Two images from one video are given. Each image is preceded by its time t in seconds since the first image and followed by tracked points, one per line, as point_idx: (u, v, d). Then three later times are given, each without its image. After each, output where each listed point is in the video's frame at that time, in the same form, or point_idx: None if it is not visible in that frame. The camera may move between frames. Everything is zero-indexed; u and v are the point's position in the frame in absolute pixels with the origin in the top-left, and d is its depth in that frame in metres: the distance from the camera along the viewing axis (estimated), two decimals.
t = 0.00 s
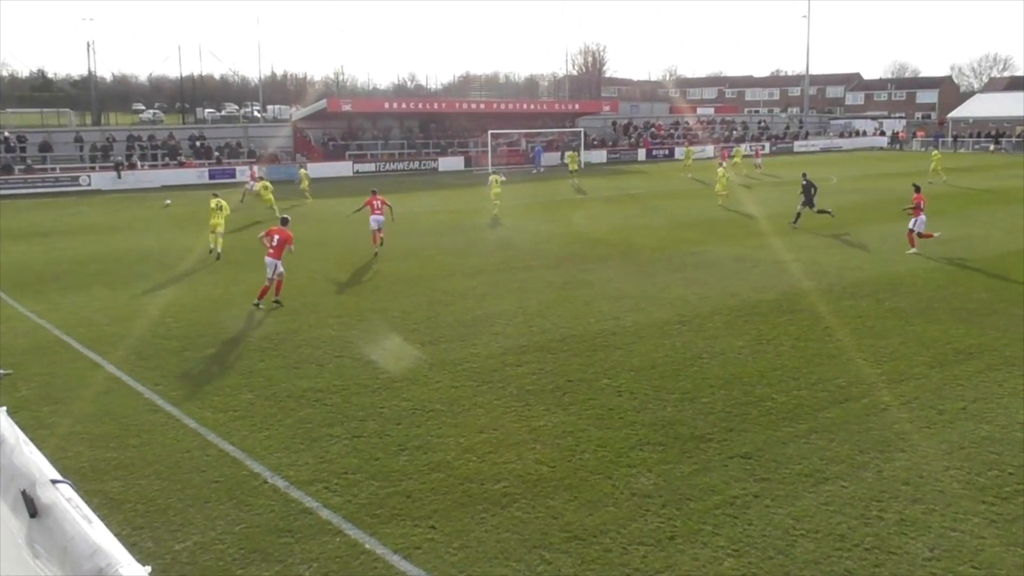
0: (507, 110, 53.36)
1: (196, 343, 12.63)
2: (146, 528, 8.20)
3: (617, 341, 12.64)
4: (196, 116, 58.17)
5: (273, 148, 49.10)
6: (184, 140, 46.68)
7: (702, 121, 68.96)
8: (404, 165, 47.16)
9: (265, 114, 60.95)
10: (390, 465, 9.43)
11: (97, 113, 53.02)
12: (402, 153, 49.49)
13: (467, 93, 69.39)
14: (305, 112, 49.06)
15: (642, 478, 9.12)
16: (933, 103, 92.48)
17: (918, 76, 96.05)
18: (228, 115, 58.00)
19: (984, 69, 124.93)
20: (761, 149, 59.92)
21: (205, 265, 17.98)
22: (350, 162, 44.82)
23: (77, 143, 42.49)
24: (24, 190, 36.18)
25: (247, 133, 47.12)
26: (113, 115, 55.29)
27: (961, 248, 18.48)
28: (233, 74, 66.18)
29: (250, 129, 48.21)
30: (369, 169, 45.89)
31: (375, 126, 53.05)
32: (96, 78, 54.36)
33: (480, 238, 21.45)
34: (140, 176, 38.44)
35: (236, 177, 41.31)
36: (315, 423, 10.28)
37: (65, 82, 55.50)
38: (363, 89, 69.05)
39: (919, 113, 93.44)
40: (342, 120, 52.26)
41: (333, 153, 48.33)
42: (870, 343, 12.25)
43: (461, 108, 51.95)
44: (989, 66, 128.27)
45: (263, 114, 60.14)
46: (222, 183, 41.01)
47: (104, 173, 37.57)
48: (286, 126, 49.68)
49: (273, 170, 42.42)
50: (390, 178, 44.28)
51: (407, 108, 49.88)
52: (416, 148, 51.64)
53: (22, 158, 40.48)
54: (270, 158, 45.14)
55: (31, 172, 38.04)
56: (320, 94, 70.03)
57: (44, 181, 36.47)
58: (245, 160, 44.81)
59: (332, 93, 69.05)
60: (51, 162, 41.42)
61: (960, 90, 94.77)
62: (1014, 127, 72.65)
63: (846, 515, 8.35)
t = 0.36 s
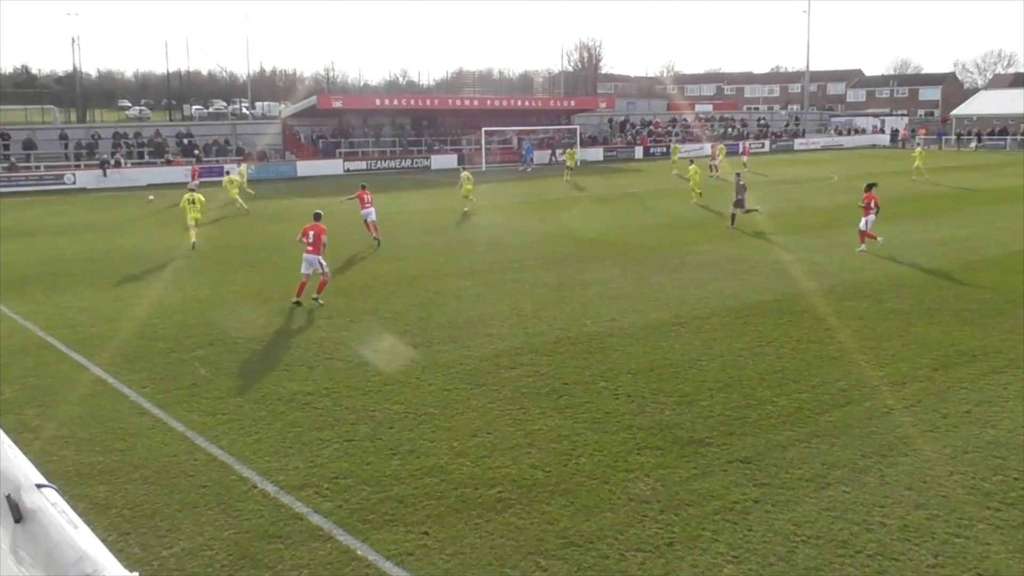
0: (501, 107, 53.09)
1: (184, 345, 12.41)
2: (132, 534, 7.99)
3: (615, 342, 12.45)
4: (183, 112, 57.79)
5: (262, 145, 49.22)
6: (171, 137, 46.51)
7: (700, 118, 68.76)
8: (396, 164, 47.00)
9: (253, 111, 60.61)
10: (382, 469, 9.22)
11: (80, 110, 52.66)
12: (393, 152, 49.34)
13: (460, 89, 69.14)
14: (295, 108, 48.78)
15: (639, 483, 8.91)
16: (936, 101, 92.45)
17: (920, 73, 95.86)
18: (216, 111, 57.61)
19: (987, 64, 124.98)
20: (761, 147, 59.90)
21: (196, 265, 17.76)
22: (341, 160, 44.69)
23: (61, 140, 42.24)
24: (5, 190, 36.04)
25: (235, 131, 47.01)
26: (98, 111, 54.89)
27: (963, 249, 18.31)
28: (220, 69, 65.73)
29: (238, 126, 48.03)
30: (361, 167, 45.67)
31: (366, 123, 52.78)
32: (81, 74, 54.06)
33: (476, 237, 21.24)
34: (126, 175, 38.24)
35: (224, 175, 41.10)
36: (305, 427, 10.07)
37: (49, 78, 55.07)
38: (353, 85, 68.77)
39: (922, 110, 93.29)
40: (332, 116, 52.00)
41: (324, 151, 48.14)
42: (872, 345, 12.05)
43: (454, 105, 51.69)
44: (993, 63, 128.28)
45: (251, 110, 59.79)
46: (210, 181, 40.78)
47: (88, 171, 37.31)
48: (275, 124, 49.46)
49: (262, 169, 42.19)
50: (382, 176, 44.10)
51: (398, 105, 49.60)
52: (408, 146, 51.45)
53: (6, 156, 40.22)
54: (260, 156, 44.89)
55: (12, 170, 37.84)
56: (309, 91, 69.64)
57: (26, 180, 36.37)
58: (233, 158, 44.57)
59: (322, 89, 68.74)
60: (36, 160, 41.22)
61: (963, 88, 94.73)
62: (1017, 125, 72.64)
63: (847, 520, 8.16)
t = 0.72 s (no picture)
0: (513, 104, 52.67)
1: (191, 347, 12.23)
2: (139, 540, 7.81)
3: (630, 345, 12.20)
4: (190, 109, 57.70)
5: (269, 143, 49.19)
6: (177, 135, 46.48)
7: (718, 115, 68.31)
8: (406, 162, 46.80)
9: (261, 108, 60.52)
10: (392, 475, 9.01)
11: (86, 108, 52.59)
12: (403, 150, 49.10)
13: (473, 86, 68.87)
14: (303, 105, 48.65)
15: (655, 490, 8.67)
16: (962, 97, 91.50)
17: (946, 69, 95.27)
18: (223, 109, 57.49)
19: (1013, 61, 123.69)
20: (782, 145, 59.44)
21: (204, 265, 17.60)
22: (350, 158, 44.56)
23: (64, 138, 42.21)
24: (8, 188, 35.97)
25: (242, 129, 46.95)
26: (102, 109, 54.78)
27: (987, 250, 17.95)
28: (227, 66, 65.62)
29: (245, 124, 47.96)
30: (371, 166, 45.44)
31: (377, 121, 52.56)
32: (86, 71, 54.03)
33: (487, 238, 21.01)
34: (132, 173, 38.19)
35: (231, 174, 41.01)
36: (313, 431, 9.86)
37: (53, 76, 55.05)
38: (363, 82, 68.59)
39: (946, 107, 92.44)
40: (342, 113, 51.78)
41: (333, 149, 47.99)
42: (894, 349, 11.77)
43: (465, 102, 51.34)
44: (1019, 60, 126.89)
45: (259, 107, 59.68)
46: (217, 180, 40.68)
47: (93, 170, 37.27)
48: (282, 121, 49.34)
49: (270, 168, 42.07)
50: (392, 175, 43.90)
51: (408, 102, 49.29)
52: (419, 144, 51.19)
53: (8, 154, 40.15)
54: (267, 155, 44.77)
55: (16, 169, 37.78)
56: (319, 87, 69.49)
57: (31, 179, 36.32)
58: (240, 156, 44.47)
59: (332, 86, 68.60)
60: (40, 158, 41.22)
61: (989, 84, 93.67)
62: None
63: (870, 529, 7.89)
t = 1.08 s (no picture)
0: (526, 104, 52.44)
1: (199, 352, 12.05)
2: (145, 548, 7.62)
3: (646, 351, 11.96)
4: (197, 109, 57.68)
5: (278, 143, 49.14)
6: (184, 136, 46.46)
7: (738, 115, 68.03)
8: (418, 163, 46.67)
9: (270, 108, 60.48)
10: (403, 483, 8.80)
11: (92, 108, 52.62)
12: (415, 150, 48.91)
13: (486, 85, 68.65)
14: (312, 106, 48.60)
15: (673, 500, 8.43)
16: (990, 97, 90.58)
17: (973, 67, 94.39)
18: (231, 109, 57.43)
19: None
20: (802, 146, 59.17)
21: (213, 269, 17.45)
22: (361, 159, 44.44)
23: (70, 139, 42.20)
24: (14, 190, 35.96)
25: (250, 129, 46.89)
26: (109, 109, 54.82)
27: (1012, 255, 17.61)
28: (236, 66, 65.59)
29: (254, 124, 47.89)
30: (382, 167, 45.22)
31: (388, 121, 52.42)
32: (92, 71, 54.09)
33: (499, 241, 20.80)
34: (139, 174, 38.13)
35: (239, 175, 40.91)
36: (323, 438, 9.66)
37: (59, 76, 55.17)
38: (374, 82, 68.48)
39: (973, 107, 91.59)
40: (352, 114, 51.67)
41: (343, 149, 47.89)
42: (918, 356, 11.50)
43: (477, 102, 51.12)
44: None
45: (268, 107, 59.63)
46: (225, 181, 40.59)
47: (100, 171, 37.25)
48: (291, 121, 49.27)
49: (278, 169, 41.97)
50: (403, 176, 43.76)
51: (419, 102, 49.11)
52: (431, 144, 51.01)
53: (13, 154, 40.16)
54: (276, 155, 44.67)
55: (21, 170, 37.79)
56: (328, 86, 69.45)
57: (37, 180, 36.28)
58: (248, 157, 44.41)
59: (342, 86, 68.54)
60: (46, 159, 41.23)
61: (1017, 83, 92.70)
62: None
63: (895, 542, 7.63)
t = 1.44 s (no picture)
0: (542, 102, 52.28)
1: (209, 355, 11.88)
2: (153, 556, 7.44)
3: (665, 356, 11.72)
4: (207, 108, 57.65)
5: (290, 143, 49.09)
6: (194, 135, 46.45)
7: (761, 114, 67.67)
8: (433, 164, 46.60)
9: (281, 107, 60.38)
10: (416, 490, 8.59)
11: (101, 107, 52.68)
12: (429, 150, 48.84)
13: (502, 83, 68.31)
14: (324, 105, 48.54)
15: (693, 509, 8.19)
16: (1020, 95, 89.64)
17: (1005, 65, 93.45)
18: (242, 108, 57.38)
19: None
20: (827, 146, 58.88)
21: (223, 271, 17.29)
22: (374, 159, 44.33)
23: (79, 138, 42.22)
24: (23, 190, 35.98)
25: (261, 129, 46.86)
26: (118, 108, 54.86)
27: None
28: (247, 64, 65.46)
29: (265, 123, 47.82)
30: (396, 168, 45.19)
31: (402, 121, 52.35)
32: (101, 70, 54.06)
33: (514, 243, 20.57)
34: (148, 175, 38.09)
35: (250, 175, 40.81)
36: (335, 444, 9.45)
37: (68, 74, 55.15)
38: (387, 80, 68.25)
39: (1004, 105, 90.69)
40: (365, 113, 51.62)
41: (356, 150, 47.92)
42: (946, 363, 11.21)
43: (492, 101, 50.97)
44: None
45: (279, 106, 59.50)
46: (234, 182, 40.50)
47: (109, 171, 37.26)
48: (303, 121, 49.20)
49: (290, 169, 41.89)
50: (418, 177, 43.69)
51: (432, 101, 49.00)
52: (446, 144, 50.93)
53: (22, 154, 40.21)
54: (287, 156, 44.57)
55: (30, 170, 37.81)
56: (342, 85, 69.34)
57: (46, 180, 36.27)
58: (258, 158, 44.33)
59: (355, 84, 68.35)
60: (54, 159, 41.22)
61: None
62: None
63: (922, 553, 7.36)
